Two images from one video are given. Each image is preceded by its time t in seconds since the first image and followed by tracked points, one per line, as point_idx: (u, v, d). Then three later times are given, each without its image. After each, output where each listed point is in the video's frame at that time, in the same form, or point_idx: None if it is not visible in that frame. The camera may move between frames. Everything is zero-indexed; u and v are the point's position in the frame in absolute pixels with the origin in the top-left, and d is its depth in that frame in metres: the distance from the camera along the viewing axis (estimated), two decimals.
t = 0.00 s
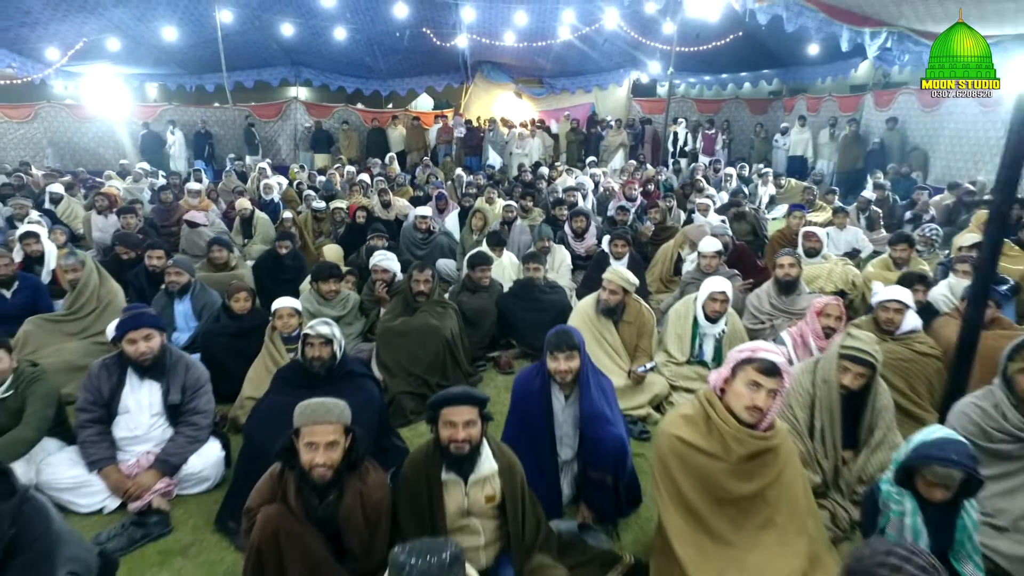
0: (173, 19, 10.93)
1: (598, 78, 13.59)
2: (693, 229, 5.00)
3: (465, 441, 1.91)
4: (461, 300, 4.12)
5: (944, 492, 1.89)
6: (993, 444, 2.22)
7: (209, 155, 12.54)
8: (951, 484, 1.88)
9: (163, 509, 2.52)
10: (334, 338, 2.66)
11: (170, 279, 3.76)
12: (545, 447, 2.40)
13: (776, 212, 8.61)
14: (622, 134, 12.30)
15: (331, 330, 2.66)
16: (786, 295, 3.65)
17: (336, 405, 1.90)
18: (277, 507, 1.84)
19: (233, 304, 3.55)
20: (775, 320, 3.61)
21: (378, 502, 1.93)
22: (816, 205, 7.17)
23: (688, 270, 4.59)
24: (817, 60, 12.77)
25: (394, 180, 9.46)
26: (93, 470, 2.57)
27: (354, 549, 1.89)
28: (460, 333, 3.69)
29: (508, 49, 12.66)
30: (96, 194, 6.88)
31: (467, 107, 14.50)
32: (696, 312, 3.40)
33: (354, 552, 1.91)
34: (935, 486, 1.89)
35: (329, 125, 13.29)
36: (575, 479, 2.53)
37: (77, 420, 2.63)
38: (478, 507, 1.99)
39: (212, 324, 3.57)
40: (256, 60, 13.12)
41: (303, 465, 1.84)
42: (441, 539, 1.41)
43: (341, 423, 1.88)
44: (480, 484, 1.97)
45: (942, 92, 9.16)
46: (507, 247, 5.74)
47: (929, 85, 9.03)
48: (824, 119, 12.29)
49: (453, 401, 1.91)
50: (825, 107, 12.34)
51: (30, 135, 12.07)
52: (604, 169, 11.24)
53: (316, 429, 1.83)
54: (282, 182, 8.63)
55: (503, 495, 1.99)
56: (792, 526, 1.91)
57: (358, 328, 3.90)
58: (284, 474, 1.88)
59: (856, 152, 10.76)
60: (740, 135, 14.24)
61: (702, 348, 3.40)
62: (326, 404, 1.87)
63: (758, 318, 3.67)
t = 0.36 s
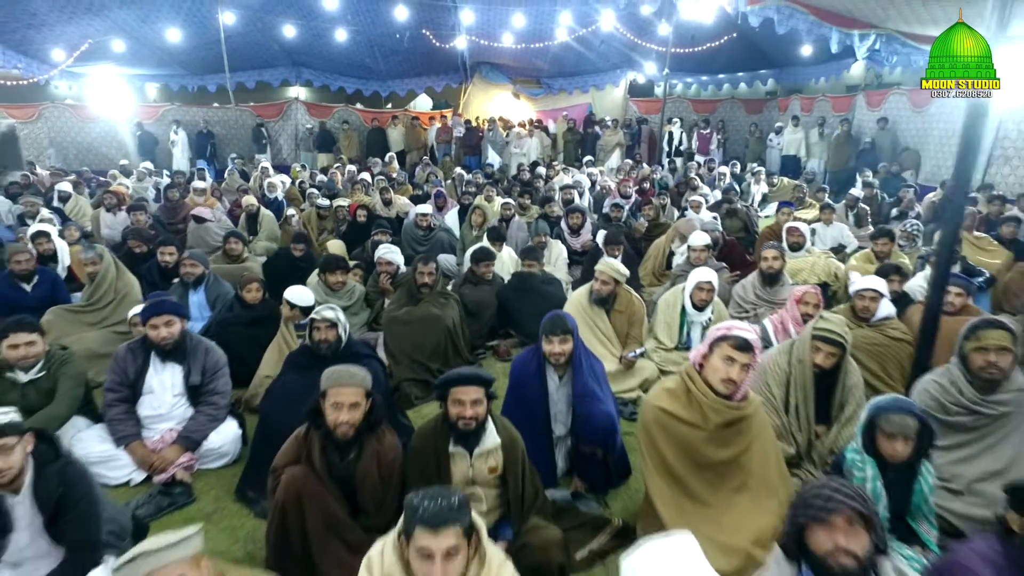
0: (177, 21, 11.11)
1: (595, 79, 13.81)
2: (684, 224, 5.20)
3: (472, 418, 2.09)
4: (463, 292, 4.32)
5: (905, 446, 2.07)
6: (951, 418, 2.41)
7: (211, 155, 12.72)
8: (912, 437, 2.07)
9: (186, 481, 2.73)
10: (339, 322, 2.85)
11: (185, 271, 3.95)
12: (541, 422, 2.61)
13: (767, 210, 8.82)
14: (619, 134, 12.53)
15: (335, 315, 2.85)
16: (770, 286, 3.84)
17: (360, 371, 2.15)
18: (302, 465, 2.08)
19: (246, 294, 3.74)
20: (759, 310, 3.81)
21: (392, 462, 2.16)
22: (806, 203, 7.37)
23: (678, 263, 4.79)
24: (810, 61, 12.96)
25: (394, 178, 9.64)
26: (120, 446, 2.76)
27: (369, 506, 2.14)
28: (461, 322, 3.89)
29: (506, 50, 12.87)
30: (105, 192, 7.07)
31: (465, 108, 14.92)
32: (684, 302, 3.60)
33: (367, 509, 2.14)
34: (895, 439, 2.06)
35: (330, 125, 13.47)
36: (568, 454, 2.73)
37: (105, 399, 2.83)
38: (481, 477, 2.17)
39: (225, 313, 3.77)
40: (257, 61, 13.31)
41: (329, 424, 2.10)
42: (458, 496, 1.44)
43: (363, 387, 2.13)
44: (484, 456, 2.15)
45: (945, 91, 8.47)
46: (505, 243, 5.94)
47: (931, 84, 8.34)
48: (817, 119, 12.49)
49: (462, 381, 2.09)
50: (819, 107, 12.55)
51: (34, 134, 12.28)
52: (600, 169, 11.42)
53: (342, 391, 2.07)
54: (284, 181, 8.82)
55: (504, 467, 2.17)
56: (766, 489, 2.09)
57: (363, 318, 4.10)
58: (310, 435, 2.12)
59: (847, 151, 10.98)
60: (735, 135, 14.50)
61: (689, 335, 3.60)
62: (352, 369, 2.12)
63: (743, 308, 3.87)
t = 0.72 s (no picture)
0: (181, 22, 11.26)
1: (592, 79, 14.06)
2: (676, 221, 5.38)
3: (476, 396, 2.29)
4: (463, 285, 4.51)
5: (876, 412, 2.21)
6: (916, 395, 2.65)
7: (214, 155, 12.88)
8: (880, 403, 2.22)
9: (206, 458, 2.92)
10: (351, 310, 3.05)
11: (200, 263, 4.14)
12: (539, 403, 2.78)
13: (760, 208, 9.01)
14: (615, 134, 12.88)
15: (347, 303, 3.04)
16: (756, 278, 4.04)
17: (374, 347, 2.38)
18: (322, 436, 2.31)
19: (257, 286, 3.93)
20: (746, 301, 4.01)
21: (402, 433, 2.38)
22: (797, 201, 7.57)
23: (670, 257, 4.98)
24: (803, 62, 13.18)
25: (395, 178, 9.82)
26: (144, 425, 2.96)
27: (379, 474, 2.34)
28: (462, 312, 4.08)
29: (505, 51, 13.07)
30: (114, 191, 7.25)
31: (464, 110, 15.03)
32: (674, 293, 3.79)
33: (379, 477, 2.35)
34: (866, 406, 2.21)
35: (331, 125, 13.67)
36: (564, 434, 2.87)
37: (130, 382, 3.02)
38: (483, 450, 2.37)
39: (239, 305, 3.96)
40: (259, 62, 13.49)
41: (347, 394, 2.34)
42: (462, 451, 1.66)
43: (378, 361, 2.36)
44: (487, 430, 2.35)
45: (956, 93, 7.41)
46: (504, 238, 6.13)
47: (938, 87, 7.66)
48: (811, 119, 12.69)
49: (466, 362, 2.29)
50: (813, 107, 12.75)
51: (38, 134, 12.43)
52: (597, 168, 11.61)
53: (358, 362, 2.31)
54: (287, 180, 9.00)
55: (504, 440, 2.37)
56: (742, 457, 2.29)
57: (368, 310, 4.29)
58: (328, 406, 2.37)
59: (840, 150, 11.13)
60: (730, 134, 14.72)
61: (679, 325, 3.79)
62: (367, 345, 2.36)
63: (731, 299, 4.07)
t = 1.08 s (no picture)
0: (185, 23, 11.45)
1: (590, 79, 14.26)
2: (670, 216, 5.57)
3: (476, 362, 2.51)
4: (465, 278, 4.71)
5: (844, 387, 2.41)
6: (889, 375, 2.83)
7: (216, 154, 13.04)
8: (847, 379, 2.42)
9: (225, 437, 3.10)
10: (365, 299, 3.26)
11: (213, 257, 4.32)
12: (537, 382, 2.98)
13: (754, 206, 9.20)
14: (613, 133, 12.94)
15: (363, 293, 3.26)
16: (745, 270, 4.23)
17: (380, 332, 2.53)
18: (334, 411, 2.49)
19: (267, 278, 4.12)
20: (734, 292, 4.21)
21: (409, 410, 2.55)
22: (789, 199, 7.77)
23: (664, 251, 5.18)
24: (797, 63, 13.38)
25: (397, 176, 10.02)
26: (166, 406, 3.15)
27: (391, 447, 2.53)
28: (463, 303, 4.27)
29: (504, 52, 13.28)
30: (122, 188, 7.41)
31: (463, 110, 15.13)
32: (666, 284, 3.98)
33: (390, 449, 2.53)
34: (836, 381, 2.41)
35: (332, 125, 13.88)
36: (560, 413, 3.03)
37: (152, 366, 3.21)
38: (484, 414, 2.58)
39: (251, 296, 4.15)
40: (260, 63, 13.68)
41: (355, 376, 2.50)
42: (464, 416, 1.87)
43: (384, 345, 2.50)
44: (487, 394, 2.56)
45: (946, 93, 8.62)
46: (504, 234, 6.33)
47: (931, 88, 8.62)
48: (805, 119, 12.89)
49: (467, 331, 2.51)
50: (807, 107, 12.96)
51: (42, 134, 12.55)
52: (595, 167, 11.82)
53: (365, 347, 2.46)
54: (291, 179, 9.19)
55: (503, 406, 2.58)
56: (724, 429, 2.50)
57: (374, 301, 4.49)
58: (339, 386, 2.53)
59: (834, 149, 11.22)
60: (726, 134, 14.93)
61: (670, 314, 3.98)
62: (374, 331, 2.51)
63: (721, 290, 4.27)
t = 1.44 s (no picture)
0: (189, 24, 11.63)
1: (588, 79, 14.48)
2: (664, 213, 5.75)
3: (476, 336, 2.76)
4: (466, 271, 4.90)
5: (807, 368, 2.62)
6: (863, 358, 3.00)
7: (219, 154, 13.21)
8: (812, 360, 2.63)
9: (241, 418, 3.28)
10: (371, 288, 3.45)
11: (223, 251, 4.50)
12: (534, 365, 3.18)
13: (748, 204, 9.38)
14: (611, 133, 13.31)
15: (368, 282, 3.44)
16: (734, 263, 4.42)
17: (385, 319, 2.68)
18: (344, 391, 2.65)
19: (276, 271, 4.30)
20: (722, 284, 4.40)
21: (414, 391, 2.71)
22: (781, 197, 7.97)
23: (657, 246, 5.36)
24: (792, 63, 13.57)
25: (398, 174, 10.21)
26: (184, 389, 3.33)
27: (400, 426, 2.68)
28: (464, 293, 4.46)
29: (504, 53, 13.47)
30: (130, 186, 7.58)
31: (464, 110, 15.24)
32: (658, 276, 4.17)
33: (397, 426, 2.69)
34: (806, 364, 2.62)
35: (334, 124, 14.07)
36: (557, 393, 3.24)
37: (170, 351, 3.39)
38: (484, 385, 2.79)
39: (261, 288, 4.33)
40: (261, 63, 13.86)
41: (362, 360, 2.64)
42: (469, 387, 2.03)
43: (388, 332, 2.65)
44: (487, 365, 2.79)
45: (946, 91, 9.27)
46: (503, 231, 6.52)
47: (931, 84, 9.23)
48: (800, 118, 13.08)
49: (466, 310, 2.76)
50: (802, 107, 13.15)
51: (47, 134, 12.71)
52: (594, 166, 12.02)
53: (371, 333, 2.61)
54: (295, 177, 9.36)
55: (501, 378, 2.79)
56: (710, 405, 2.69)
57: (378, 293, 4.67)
58: (347, 368, 2.69)
59: (828, 149, 11.36)
60: (722, 134, 15.12)
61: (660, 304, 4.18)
62: (378, 317, 2.66)
63: (711, 281, 4.45)
